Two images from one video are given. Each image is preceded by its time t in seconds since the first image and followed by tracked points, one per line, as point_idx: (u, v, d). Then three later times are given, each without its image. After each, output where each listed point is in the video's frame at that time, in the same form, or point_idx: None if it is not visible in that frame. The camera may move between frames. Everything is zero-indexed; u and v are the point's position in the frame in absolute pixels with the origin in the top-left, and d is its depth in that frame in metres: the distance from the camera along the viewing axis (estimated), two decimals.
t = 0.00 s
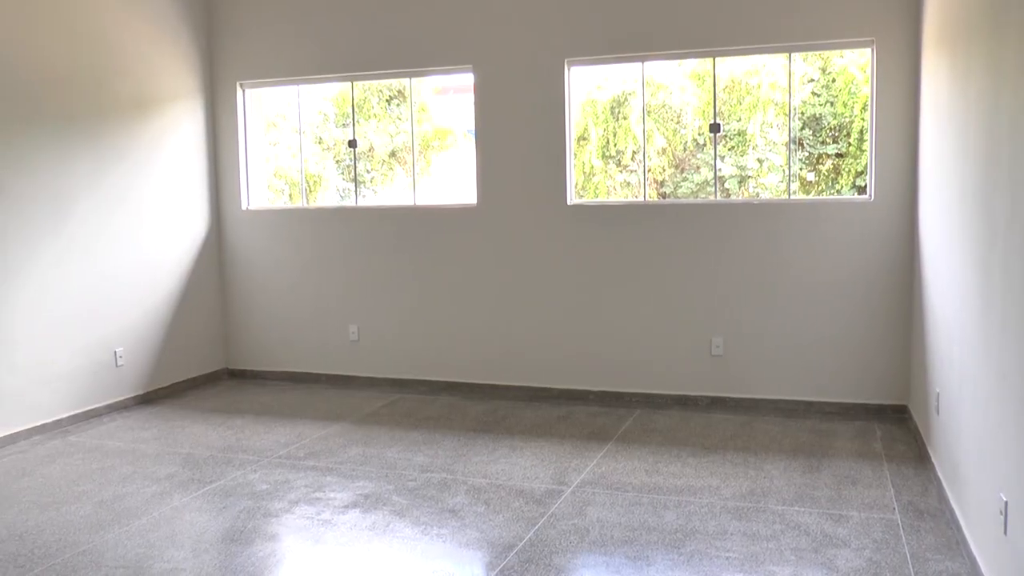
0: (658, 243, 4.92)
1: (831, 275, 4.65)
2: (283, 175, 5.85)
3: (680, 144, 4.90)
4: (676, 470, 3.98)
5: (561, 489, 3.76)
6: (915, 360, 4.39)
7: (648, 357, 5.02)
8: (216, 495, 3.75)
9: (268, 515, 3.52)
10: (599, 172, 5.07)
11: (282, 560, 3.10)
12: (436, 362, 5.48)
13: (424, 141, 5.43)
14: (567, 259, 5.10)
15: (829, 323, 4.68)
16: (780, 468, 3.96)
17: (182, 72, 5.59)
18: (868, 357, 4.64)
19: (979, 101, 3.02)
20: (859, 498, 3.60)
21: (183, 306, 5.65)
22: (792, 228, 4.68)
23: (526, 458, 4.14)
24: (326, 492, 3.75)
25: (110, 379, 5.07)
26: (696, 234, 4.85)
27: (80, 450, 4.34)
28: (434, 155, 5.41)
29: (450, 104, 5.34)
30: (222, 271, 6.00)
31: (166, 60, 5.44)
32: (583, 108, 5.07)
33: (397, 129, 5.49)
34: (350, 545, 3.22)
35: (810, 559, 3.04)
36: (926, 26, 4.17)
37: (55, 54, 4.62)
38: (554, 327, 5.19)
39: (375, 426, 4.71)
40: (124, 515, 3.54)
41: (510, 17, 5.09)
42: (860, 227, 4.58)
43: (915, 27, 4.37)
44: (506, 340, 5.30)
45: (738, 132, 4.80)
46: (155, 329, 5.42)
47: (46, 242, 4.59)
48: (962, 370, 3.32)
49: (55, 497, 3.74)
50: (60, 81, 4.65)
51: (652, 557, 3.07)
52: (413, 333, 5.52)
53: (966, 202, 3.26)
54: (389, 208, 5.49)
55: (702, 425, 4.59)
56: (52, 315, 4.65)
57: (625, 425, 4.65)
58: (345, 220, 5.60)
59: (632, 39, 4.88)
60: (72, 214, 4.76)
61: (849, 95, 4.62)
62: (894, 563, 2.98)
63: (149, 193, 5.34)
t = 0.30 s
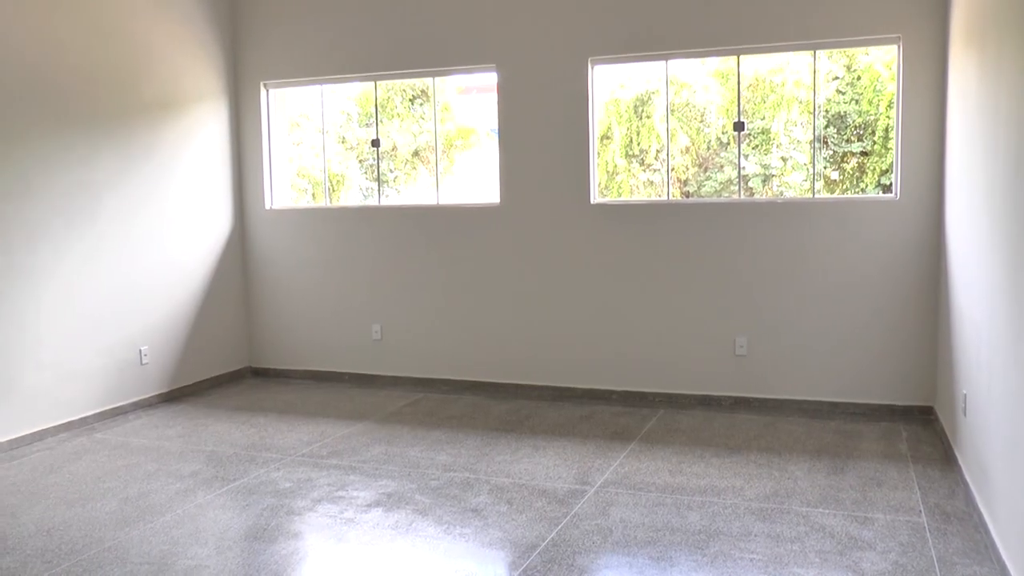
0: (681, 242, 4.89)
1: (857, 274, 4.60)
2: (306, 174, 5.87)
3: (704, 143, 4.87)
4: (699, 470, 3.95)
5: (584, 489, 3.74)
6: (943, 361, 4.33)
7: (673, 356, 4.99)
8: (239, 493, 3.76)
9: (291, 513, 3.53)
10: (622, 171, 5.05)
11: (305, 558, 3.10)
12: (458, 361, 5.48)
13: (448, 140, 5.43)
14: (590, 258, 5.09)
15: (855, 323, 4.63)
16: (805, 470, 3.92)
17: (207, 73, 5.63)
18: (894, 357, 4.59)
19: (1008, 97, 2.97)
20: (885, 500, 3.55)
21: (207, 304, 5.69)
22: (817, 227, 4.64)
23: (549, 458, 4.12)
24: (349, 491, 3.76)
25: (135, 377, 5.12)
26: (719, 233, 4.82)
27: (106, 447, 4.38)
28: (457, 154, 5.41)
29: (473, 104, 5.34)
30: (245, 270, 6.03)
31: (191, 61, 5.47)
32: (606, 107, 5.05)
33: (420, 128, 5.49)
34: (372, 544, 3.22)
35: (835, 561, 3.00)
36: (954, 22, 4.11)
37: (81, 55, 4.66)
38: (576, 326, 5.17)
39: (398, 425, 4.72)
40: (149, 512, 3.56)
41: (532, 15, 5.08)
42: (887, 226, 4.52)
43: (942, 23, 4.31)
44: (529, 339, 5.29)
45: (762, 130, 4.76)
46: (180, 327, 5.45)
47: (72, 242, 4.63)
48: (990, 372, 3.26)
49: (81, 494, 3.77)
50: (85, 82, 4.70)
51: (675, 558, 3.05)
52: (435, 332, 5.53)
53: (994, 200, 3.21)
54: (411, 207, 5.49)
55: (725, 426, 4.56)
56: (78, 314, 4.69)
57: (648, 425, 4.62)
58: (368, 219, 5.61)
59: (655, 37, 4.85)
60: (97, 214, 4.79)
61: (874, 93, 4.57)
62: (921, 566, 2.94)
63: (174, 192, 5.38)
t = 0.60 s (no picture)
0: (697, 241, 4.87)
1: (875, 272, 4.56)
2: (321, 173, 5.88)
3: (720, 140, 4.84)
4: (715, 470, 3.93)
5: (599, 489, 3.73)
6: (961, 360, 4.28)
7: (689, 355, 4.96)
8: (254, 491, 3.77)
9: (306, 512, 3.53)
10: (638, 169, 5.03)
11: (320, 557, 3.10)
12: (474, 359, 5.48)
13: (463, 139, 5.42)
14: (605, 256, 5.07)
15: (873, 322, 4.59)
16: (822, 470, 3.89)
17: (222, 73, 5.64)
18: (912, 356, 4.55)
19: None
20: (903, 500, 3.52)
21: (222, 303, 5.71)
22: (834, 225, 4.60)
23: (564, 457, 4.11)
24: (364, 490, 3.76)
25: (151, 376, 5.14)
26: (736, 231, 4.79)
27: (123, 445, 4.40)
28: (473, 153, 5.40)
29: (489, 102, 5.33)
30: (261, 269, 6.05)
31: (206, 61, 5.49)
32: (622, 105, 5.03)
33: (435, 127, 5.48)
34: (387, 543, 3.22)
35: (853, 562, 2.97)
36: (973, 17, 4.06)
37: (96, 56, 4.68)
38: (592, 324, 5.15)
39: (414, 424, 4.72)
40: (165, 510, 3.57)
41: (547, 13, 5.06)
42: (905, 224, 4.48)
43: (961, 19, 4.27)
44: (544, 338, 5.28)
45: (778, 128, 4.73)
46: (195, 326, 5.47)
47: (88, 241, 4.66)
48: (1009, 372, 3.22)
49: (98, 491, 3.79)
50: (101, 83, 4.72)
51: (691, 558, 3.03)
52: (449, 331, 5.52)
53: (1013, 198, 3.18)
54: (427, 206, 5.49)
55: (742, 425, 4.53)
56: (95, 313, 4.72)
57: (664, 424, 4.60)
58: (383, 217, 5.61)
59: (671, 34, 4.83)
60: (113, 213, 4.81)
61: (891, 90, 4.52)
62: (939, 567, 2.91)
63: (189, 192, 5.39)
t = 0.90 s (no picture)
0: (713, 239, 4.84)
1: (893, 272, 4.52)
2: (337, 173, 5.88)
3: (736, 139, 4.81)
4: (732, 470, 3.90)
5: (615, 489, 3.71)
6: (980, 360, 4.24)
7: (706, 355, 4.94)
8: (270, 490, 3.78)
9: (322, 511, 3.54)
10: (654, 168, 5.00)
11: (335, 555, 3.11)
12: (489, 359, 5.47)
13: (479, 138, 5.41)
14: (620, 255, 5.05)
15: (893, 321, 4.55)
16: (839, 470, 3.86)
17: (238, 73, 5.66)
18: (930, 356, 4.50)
19: None
20: (922, 502, 3.48)
21: (239, 303, 5.73)
22: (852, 224, 4.56)
23: (580, 457, 4.10)
24: (379, 489, 3.76)
25: (168, 375, 5.17)
26: (753, 230, 4.76)
27: (140, 444, 4.42)
28: (488, 152, 5.40)
29: (504, 102, 5.32)
30: (276, 269, 6.07)
31: (222, 61, 5.51)
32: (638, 104, 5.01)
33: (450, 126, 5.48)
34: (403, 542, 3.22)
35: (871, 564, 2.94)
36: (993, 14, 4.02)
37: (114, 56, 4.71)
38: (607, 324, 5.14)
39: (429, 423, 4.71)
40: (181, 509, 3.59)
41: (563, 12, 5.05)
42: (924, 222, 4.43)
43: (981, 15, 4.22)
44: (559, 337, 5.27)
45: (794, 126, 4.69)
46: (212, 325, 5.50)
47: (105, 240, 4.68)
48: None
49: (115, 490, 3.81)
50: (119, 83, 4.75)
51: (707, 559, 3.01)
52: (465, 330, 5.52)
53: None
54: (442, 205, 5.49)
55: (758, 425, 4.50)
56: (113, 312, 4.75)
57: (680, 424, 4.58)
58: (399, 217, 5.61)
59: (687, 33, 4.80)
60: (130, 213, 4.84)
61: (909, 87, 4.48)
62: (959, 569, 2.88)
63: (206, 191, 5.41)
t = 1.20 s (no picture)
0: (729, 239, 4.82)
1: (911, 272, 4.48)
2: (352, 173, 5.90)
3: (751, 139, 4.79)
4: (748, 471, 3.88)
5: (630, 489, 3.70)
6: (999, 362, 4.20)
7: (722, 355, 4.91)
8: (285, 489, 3.79)
9: (337, 510, 3.54)
10: (669, 168, 4.99)
11: (351, 555, 3.11)
12: (503, 358, 5.47)
13: (494, 138, 5.41)
14: (635, 255, 5.03)
15: (911, 322, 4.51)
16: (856, 472, 3.83)
17: (255, 74, 5.69)
18: (948, 357, 4.46)
19: None
20: (940, 504, 3.45)
21: (254, 302, 5.75)
22: (869, 224, 4.52)
23: (596, 457, 4.09)
24: (394, 488, 3.76)
25: (184, 374, 5.19)
26: (769, 230, 4.73)
27: (155, 442, 4.44)
28: (504, 152, 5.39)
29: (520, 102, 5.31)
30: (291, 268, 6.08)
31: (239, 62, 5.54)
32: (653, 103, 4.99)
33: (466, 126, 5.48)
34: (417, 542, 3.22)
35: (888, 566, 2.92)
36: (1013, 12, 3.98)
37: (132, 57, 4.75)
38: (622, 324, 5.12)
39: (444, 423, 4.71)
40: (197, 507, 3.60)
41: (578, 11, 5.04)
42: (944, 222, 4.39)
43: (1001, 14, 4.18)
44: (574, 337, 5.26)
45: (810, 126, 4.66)
46: (228, 324, 5.52)
47: (122, 240, 4.71)
48: None
49: (131, 488, 3.83)
50: (136, 84, 4.78)
51: (723, 561, 3.00)
52: (479, 330, 5.52)
53: None
54: (457, 205, 5.49)
55: (774, 426, 4.48)
56: (129, 312, 4.78)
57: (695, 424, 4.56)
58: (414, 216, 5.62)
59: (703, 32, 4.78)
60: (146, 213, 4.87)
61: (926, 86, 4.44)
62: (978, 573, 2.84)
63: (222, 191, 5.43)
